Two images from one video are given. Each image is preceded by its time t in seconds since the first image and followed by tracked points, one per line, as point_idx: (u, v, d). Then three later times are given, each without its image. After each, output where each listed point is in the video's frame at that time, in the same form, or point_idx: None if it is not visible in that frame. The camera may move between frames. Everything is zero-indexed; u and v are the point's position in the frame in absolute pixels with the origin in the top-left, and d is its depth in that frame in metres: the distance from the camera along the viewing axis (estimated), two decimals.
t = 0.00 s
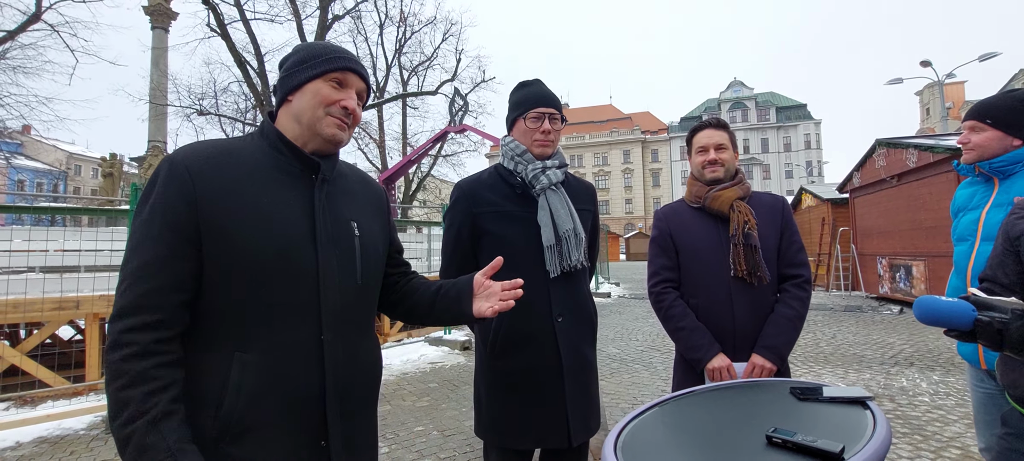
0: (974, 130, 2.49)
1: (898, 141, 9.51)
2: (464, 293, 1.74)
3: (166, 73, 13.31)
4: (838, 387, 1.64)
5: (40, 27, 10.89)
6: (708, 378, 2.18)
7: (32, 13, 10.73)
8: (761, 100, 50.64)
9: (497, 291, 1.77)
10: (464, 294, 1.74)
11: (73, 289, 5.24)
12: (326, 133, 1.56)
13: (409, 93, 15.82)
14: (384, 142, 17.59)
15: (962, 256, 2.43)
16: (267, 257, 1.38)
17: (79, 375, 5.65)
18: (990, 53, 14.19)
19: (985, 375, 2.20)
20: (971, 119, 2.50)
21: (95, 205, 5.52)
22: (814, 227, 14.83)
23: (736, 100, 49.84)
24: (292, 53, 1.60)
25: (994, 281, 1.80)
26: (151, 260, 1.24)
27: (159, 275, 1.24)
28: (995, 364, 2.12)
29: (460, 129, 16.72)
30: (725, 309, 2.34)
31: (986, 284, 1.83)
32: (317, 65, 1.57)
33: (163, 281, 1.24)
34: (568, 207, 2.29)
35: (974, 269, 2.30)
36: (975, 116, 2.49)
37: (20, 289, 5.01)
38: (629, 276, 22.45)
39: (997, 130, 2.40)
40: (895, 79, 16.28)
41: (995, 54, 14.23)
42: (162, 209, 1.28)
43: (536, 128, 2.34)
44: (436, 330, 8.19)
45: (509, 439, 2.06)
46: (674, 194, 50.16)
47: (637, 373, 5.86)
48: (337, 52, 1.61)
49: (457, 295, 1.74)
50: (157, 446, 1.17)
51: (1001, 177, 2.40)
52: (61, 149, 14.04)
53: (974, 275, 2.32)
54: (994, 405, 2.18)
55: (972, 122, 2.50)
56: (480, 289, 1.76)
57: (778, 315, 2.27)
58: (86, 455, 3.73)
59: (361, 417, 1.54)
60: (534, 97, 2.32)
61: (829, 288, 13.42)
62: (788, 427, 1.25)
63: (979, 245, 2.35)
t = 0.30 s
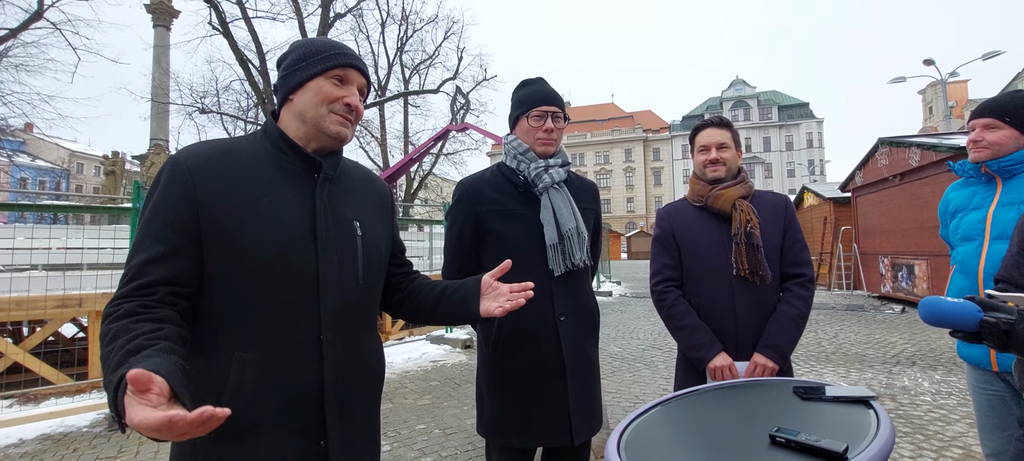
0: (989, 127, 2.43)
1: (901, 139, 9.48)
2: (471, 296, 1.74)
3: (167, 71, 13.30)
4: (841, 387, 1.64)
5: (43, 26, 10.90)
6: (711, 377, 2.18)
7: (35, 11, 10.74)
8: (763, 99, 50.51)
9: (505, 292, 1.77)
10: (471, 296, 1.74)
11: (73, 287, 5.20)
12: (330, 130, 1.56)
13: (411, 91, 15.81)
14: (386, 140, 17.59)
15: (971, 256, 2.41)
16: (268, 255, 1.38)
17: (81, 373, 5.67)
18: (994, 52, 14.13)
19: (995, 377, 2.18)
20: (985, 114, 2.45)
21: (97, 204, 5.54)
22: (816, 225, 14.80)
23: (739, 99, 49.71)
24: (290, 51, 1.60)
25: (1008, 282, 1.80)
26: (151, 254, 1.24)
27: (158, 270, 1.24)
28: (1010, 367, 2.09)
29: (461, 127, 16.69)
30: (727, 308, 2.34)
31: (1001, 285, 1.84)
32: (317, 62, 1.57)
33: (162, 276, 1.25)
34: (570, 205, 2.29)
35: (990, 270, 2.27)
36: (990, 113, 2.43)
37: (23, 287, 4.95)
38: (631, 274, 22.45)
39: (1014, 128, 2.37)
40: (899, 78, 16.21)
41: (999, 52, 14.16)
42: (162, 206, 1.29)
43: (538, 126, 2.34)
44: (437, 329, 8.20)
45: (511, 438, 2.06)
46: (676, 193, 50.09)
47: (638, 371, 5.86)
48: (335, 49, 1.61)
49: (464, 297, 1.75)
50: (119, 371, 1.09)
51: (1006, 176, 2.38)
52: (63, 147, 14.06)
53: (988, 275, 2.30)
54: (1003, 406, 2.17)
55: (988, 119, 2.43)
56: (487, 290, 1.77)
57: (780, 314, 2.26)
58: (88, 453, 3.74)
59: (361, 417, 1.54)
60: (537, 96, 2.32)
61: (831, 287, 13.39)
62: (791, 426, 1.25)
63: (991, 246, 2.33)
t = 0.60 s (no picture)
0: (997, 127, 2.42)
1: (903, 139, 9.46)
2: (476, 297, 1.75)
3: (169, 69, 13.30)
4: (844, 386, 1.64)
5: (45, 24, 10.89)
6: (712, 376, 2.18)
7: (36, 9, 10.75)
8: (765, 98, 50.42)
9: (509, 296, 1.78)
10: (476, 298, 1.75)
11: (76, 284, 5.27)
12: (333, 124, 1.57)
13: (412, 90, 15.80)
14: (387, 139, 17.59)
15: (979, 255, 2.38)
16: (272, 252, 1.38)
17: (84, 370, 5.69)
18: (996, 51, 14.09)
19: (1002, 377, 2.17)
20: (992, 114, 2.44)
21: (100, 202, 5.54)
22: (817, 224, 14.78)
23: (740, 98, 49.63)
24: (286, 49, 1.60)
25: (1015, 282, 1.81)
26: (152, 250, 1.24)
27: (163, 267, 1.25)
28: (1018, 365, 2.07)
29: (462, 126, 16.66)
30: (729, 307, 2.34)
31: (1008, 283, 1.85)
32: (315, 57, 1.57)
33: (166, 273, 1.25)
34: (572, 203, 2.29)
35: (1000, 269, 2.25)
36: (999, 113, 2.42)
37: (26, 284, 5.00)
38: (631, 273, 22.45)
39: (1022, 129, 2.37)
40: (901, 77, 16.17)
41: (1001, 52, 14.12)
42: (167, 203, 1.30)
43: (540, 124, 2.33)
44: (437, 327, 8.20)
45: (512, 436, 2.06)
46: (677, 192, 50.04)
47: (640, 370, 5.86)
48: (331, 41, 1.61)
49: (468, 298, 1.75)
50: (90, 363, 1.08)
51: (1012, 176, 2.38)
52: (65, 146, 14.08)
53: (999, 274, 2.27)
54: (1008, 406, 2.17)
55: (996, 118, 2.43)
56: (492, 293, 1.78)
57: (782, 313, 2.26)
58: (90, 450, 3.75)
59: (366, 413, 1.54)
60: (539, 93, 2.31)
61: (832, 286, 13.39)
62: (794, 425, 1.24)
63: (1001, 245, 2.31)
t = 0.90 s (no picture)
0: (1004, 126, 2.39)
1: (906, 137, 9.43)
2: (484, 280, 1.75)
3: (172, 67, 13.31)
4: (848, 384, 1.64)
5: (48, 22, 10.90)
6: (716, 375, 2.18)
7: (39, 7, 10.76)
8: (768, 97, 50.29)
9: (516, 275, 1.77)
10: (484, 281, 1.75)
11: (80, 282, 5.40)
12: (337, 124, 1.58)
13: (414, 88, 15.81)
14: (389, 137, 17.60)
15: (986, 255, 2.37)
16: (273, 249, 1.39)
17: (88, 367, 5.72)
18: (1000, 50, 14.03)
19: (1007, 377, 2.16)
20: (999, 112, 2.41)
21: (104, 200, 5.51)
22: (820, 223, 14.75)
23: (743, 96, 49.52)
24: (291, 47, 1.60)
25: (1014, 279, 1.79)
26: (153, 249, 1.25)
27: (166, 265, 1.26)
28: None
29: (465, 124, 16.65)
30: (733, 305, 2.35)
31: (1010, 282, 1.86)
32: (321, 56, 1.57)
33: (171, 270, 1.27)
34: (576, 201, 2.29)
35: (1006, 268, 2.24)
36: (1006, 112, 2.39)
37: (30, 281, 5.07)
38: (634, 272, 22.43)
39: None
40: (905, 75, 16.12)
41: (1005, 50, 14.06)
42: (170, 201, 1.31)
43: (544, 122, 2.33)
44: (440, 325, 8.21)
45: (516, 434, 2.06)
46: (679, 191, 49.96)
47: (642, 369, 5.86)
48: (335, 41, 1.61)
49: (475, 284, 1.75)
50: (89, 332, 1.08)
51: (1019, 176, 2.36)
52: (68, 144, 14.12)
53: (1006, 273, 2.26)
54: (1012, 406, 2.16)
55: (1002, 118, 2.40)
56: (500, 274, 1.77)
57: (786, 312, 2.26)
58: (96, 446, 3.77)
59: (369, 409, 1.54)
60: (542, 92, 2.32)
61: (835, 285, 13.37)
62: (799, 423, 1.25)
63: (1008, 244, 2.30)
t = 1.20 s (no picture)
0: (1012, 123, 2.35)
1: (914, 135, 9.35)
2: (464, 256, 1.84)
3: (178, 65, 13.38)
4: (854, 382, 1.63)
5: (56, 21, 10.98)
6: (721, 373, 2.17)
7: (47, 6, 10.85)
8: (773, 95, 50.00)
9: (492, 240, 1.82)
10: (464, 257, 1.84)
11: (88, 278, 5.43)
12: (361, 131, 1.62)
13: (419, 86, 15.82)
14: (394, 135, 17.64)
15: (994, 253, 2.36)
16: (291, 243, 1.40)
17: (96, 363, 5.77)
18: (1010, 47, 13.89)
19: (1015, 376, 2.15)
20: (1006, 109, 2.38)
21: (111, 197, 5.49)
22: (826, 222, 14.67)
23: (749, 94, 49.27)
24: (320, 46, 1.55)
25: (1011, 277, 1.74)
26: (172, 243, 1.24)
27: (186, 261, 1.25)
28: None
29: (469, 122, 16.65)
30: (739, 303, 2.34)
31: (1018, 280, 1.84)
32: (353, 64, 1.56)
33: (192, 267, 1.25)
34: (583, 198, 2.29)
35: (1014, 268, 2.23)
36: (1011, 110, 2.35)
37: (41, 278, 5.20)
38: (638, 270, 22.40)
39: None
40: (912, 73, 15.99)
41: (1015, 47, 13.92)
42: (187, 196, 1.29)
43: (551, 120, 2.33)
44: (444, 323, 8.24)
45: (521, 431, 2.07)
46: (684, 189, 49.79)
47: (646, 367, 5.86)
48: (365, 50, 1.62)
49: (460, 259, 1.84)
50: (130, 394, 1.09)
51: None
52: (76, 142, 14.23)
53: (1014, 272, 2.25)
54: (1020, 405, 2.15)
55: (1012, 115, 2.35)
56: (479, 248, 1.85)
57: (794, 311, 2.25)
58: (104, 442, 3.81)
59: (380, 401, 1.57)
60: (549, 89, 2.32)
61: (841, 284, 13.31)
62: (806, 420, 1.25)
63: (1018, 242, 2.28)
